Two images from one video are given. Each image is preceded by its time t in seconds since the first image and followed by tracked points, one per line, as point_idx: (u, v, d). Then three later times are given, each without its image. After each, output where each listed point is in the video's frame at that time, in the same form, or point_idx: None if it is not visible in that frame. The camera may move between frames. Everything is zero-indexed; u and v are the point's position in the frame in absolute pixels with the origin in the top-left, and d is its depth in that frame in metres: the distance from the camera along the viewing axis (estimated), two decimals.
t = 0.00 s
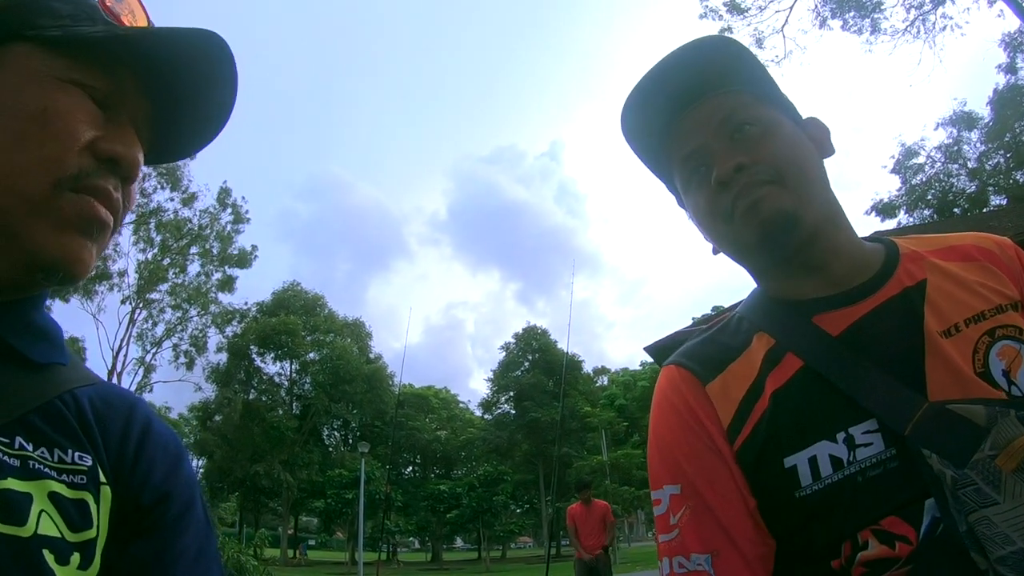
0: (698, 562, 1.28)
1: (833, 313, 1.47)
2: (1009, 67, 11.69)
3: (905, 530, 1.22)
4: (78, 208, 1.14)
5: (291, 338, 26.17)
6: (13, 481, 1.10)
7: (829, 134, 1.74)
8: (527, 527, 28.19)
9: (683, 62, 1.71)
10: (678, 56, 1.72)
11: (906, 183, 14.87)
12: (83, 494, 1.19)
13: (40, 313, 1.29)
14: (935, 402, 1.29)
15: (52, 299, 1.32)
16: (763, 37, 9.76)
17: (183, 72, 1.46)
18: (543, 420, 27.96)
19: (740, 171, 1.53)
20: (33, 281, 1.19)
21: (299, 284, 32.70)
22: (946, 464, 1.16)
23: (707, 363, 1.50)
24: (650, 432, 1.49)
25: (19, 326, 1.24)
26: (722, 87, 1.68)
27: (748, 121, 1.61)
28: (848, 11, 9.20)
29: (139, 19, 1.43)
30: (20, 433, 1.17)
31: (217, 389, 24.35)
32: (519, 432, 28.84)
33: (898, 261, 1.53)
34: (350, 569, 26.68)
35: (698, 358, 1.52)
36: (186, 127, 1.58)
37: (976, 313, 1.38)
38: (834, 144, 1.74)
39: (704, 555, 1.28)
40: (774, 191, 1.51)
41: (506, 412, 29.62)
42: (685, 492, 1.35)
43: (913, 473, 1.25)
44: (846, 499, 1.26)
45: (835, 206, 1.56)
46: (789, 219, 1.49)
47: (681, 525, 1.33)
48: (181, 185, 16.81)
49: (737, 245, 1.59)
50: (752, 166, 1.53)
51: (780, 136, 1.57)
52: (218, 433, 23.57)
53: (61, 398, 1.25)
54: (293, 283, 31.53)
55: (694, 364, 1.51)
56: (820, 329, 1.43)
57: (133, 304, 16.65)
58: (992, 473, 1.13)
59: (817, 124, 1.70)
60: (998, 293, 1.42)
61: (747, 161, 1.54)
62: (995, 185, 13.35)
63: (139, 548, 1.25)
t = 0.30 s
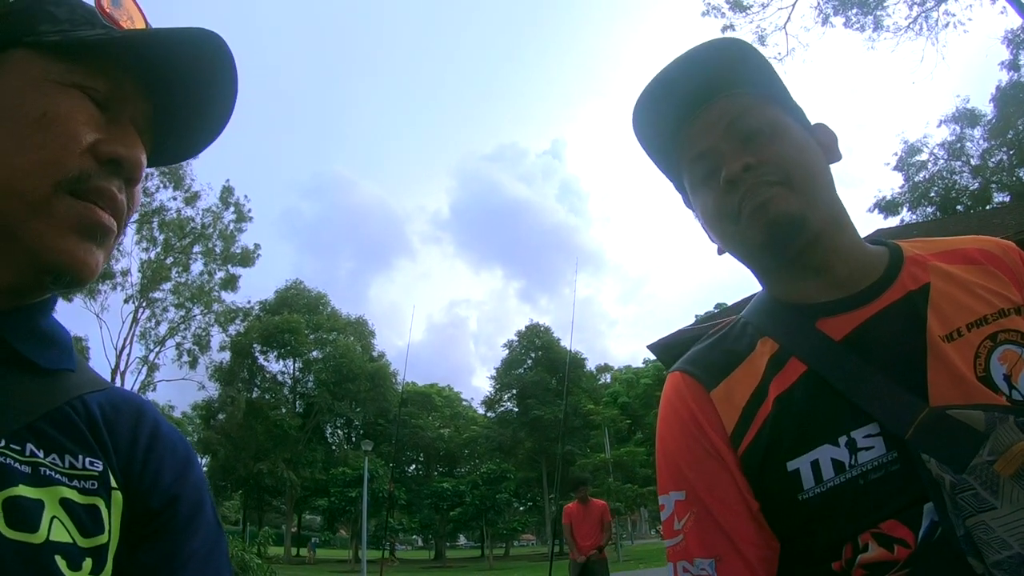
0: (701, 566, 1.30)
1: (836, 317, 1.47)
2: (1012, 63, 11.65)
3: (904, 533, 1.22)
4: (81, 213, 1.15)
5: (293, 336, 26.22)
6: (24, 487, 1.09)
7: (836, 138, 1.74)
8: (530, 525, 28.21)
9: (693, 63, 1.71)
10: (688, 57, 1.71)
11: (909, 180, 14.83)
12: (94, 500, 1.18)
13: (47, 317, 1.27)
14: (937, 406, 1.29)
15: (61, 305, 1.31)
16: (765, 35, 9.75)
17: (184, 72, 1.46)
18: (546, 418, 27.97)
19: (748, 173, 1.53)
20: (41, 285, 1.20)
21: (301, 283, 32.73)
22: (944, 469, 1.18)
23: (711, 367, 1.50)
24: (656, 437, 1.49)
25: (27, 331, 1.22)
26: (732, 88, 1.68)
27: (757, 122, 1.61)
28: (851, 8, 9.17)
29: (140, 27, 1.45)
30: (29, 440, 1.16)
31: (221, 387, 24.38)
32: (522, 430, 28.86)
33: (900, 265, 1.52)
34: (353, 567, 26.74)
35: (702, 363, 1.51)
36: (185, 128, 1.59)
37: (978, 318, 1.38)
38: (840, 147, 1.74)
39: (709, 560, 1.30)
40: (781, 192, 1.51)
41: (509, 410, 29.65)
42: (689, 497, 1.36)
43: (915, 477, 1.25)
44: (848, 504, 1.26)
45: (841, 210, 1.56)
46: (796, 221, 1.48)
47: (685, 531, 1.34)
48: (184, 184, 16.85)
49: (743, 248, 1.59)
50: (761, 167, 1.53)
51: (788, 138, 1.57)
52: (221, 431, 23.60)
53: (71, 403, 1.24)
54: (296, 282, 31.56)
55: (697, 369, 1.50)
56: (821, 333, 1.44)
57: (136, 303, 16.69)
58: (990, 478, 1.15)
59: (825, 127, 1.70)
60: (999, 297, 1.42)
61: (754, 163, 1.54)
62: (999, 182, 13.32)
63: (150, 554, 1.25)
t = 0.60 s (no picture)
0: (697, 561, 1.31)
1: (835, 319, 1.48)
2: (1012, 63, 11.65)
3: (894, 529, 1.23)
4: (90, 211, 1.15)
5: (293, 335, 26.22)
6: (35, 485, 1.10)
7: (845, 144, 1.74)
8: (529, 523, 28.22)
9: (725, 57, 1.65)
10: (719, 51, 1.66)
11: (908, 179, 14.83)
12: (104, 497, 1.18)
13: (57, 320, 1.28)
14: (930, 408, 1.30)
15: (70, 306, 1.32)
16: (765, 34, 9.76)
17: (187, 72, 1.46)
18: (545, 416, 27.99)
19: (772, 182, 1.51)
20: (53, 283, 1.20)
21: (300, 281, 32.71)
22: (934, 469, 1.18)
23: (711, 368, 1.50)
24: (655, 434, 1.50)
25: (34, 333, 1.23)
26: (759, 88, 1.64)
27: (782, 128, 1.57)
28: (850, 7, 9.17)
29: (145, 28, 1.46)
30: (40, 438, 1.16)
31: (220, 385, 24.36)
32: (522, 428, 28.89)
33: (898, 268, 1.53)
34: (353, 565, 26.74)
35: (701, 363, 1.52)
36: (189, 124, 1.58)
37: (973, 321, 1.38)
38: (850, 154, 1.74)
39: (704, 554, 1.31)
40: (801, 205, 1.49)
41: (509, 408, 29.67)
42: (687, 493, 1.37)
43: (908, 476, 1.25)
44: (840, 501, 1.28)
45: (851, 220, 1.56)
46: (814, 235, 1.48)
47: (683, 526, 1.35)
48: (183, 182, 16.85)
49: (755, 253, 1.57)
50: (784, 177, 1.51)
51: (811, 148, 1.55)
52: (220, 430, 23.56)
53: (80, 403, 1.25)
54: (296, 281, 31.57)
55: (697, 368, 1.51)
56: (818, 335, 1.45)
57: (135, 301, 16.69)
58: (980, 479, 1.15)
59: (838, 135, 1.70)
60: (998, 301, 1.42)
61: (779, 172, 1.52)
62: (998, 181, 13.32)
63: (159, 552, 1.24)
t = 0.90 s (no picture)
0: (689, 558, 1.32)
1: (829, 315, 1.48)
2: (1009, 64, 11.67)
3: (883, 532, 1.22)
4: (85, 203, 1.14)
5: (291, 334, 26.21)
6: (36, 486, 1.09)
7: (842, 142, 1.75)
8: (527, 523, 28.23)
9: (721, 51, 1.68)
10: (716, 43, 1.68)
11: (906, 179, 14.86)
12: (105, 499, 1.17)
13: (58, 321, 1.28)
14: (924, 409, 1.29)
15: (69, 306, 1.31)
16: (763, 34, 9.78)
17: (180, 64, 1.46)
18: (542, 415, 28.03)
19: (771, 169, 1.52)
20: (55, 277, 1.20)
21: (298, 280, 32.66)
22: (927, 472, 1.19)
23: (705, 364, 1.51)
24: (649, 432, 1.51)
25: (34, 335, 1.23)
26: (755, 80, 1.66)
27: (778, 118, 1.59)
28: (849, 7, 9.18)
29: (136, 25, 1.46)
30: (42, 440, 1.16)
31: (218, 384, 24.32)
32: (519, 427, 28.86)
33: (897, 261, 1.52)
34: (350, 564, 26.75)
35: (696, 361, 1.53)
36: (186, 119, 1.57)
37: (971, 314, 1.37)
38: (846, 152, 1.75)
39: (696, 551, 1.32)
40: (799, 194, 1.50)
41: (507, 407, 29.68)
42: (679, 491, 1.38)
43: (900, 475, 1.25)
44: (833, 501, 1.27)
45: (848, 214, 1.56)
46: (812, 224, 1.48)
47: (674, 523, 1.36)
48: (181, 181, 16.83)
49: (752, 243, 1.57)
50: (781, 166, 1.52)
51: (808, 138, 1.57)
52: (218, 429, 23.51)
53: (82, 404, 1.24)
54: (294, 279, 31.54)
55: (691, 366, 1.52)
56: (813, 331, 1.45)
57: (133, 300, 16.65)
58: (970, 482, 1.16)
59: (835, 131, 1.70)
60: (1000, 292, 1.40)
61: (777, 160, 1.53)
62: (996, 182, 13.34)
63: (162, 553, 1.23)
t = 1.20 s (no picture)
0: (681, 560, 1.32)
1: (825, 310, 1.48)
2: (1009, 65, 11.64)
3: (883, 530, 1.23)
4: (81, 199, 1.14)
5: (288, 332, 26.19)
6: (37, 487, 1.09)
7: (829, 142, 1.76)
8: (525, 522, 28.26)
9: (703, 54, 1.72)
10: (697, 46, 1.73)
11: (905, 179, 14.89)
12: (106, 500, 1.17)
13: (58, 321, 1.27)
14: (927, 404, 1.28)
15: (68, 307, 1.31)
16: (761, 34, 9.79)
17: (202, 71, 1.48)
18: (540, 414, 28.07)
19: (753, 160, 1.54)
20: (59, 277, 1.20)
21: (296, 278, 32.61)
22: (926, 467, 1.19)
23: (700, 363, 1.51)
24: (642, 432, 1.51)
25: (37, 338, 1.22)
26: (737, 82, 1.70)
27: (761, 115, 1.62)
28: (848, 7, 9.19)
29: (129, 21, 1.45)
30: (43, 441, 1.16)
31: (215, 382, 24.28)
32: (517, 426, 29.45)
33: (893, 256, 1.52)
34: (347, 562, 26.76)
35: (689, 360, 1.53)
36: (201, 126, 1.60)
37: (971, 311, 1.37)
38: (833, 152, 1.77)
39: (688, 553, 1.32)
40: (782, 183, 1.51)
41: (504, 406, 29.69)
42: (673, 491, 1.38)
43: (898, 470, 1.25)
44: (833, 498, 1.27)
45: (836, 209, 1.56)
46: (796, 214, 1.50)
47: (667, 524, 1.36)
48: (180, 179, 16.79)
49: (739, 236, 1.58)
50: (764, 156, 1.54)
51: (792, 133, 1.59)
52: (215, 427, 23.47)
53: (84, 405, 1.24)
54: (292, 278, 31.51)
55: (686, 365, 1.52)
56: (809, 329, 1.44)
57: (131, 298, 16.63)
58: (970, 478, 1.17)
59: (820, 130, 1.73)
60: (995, 292, 1.42)
61: (759, 151, 1.55)
62: (994, 183, 13.36)
63: (162, 554, 1.24)
